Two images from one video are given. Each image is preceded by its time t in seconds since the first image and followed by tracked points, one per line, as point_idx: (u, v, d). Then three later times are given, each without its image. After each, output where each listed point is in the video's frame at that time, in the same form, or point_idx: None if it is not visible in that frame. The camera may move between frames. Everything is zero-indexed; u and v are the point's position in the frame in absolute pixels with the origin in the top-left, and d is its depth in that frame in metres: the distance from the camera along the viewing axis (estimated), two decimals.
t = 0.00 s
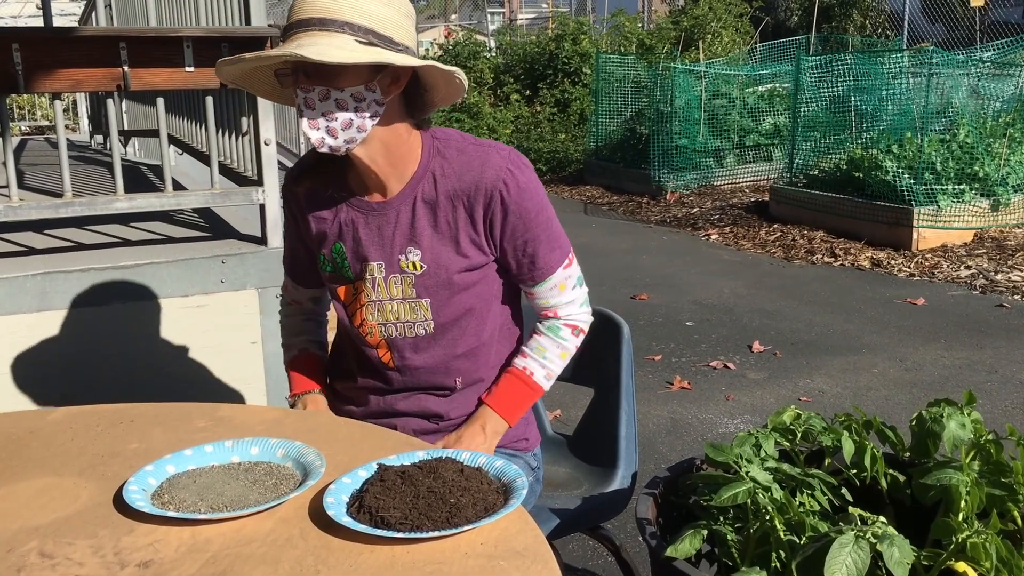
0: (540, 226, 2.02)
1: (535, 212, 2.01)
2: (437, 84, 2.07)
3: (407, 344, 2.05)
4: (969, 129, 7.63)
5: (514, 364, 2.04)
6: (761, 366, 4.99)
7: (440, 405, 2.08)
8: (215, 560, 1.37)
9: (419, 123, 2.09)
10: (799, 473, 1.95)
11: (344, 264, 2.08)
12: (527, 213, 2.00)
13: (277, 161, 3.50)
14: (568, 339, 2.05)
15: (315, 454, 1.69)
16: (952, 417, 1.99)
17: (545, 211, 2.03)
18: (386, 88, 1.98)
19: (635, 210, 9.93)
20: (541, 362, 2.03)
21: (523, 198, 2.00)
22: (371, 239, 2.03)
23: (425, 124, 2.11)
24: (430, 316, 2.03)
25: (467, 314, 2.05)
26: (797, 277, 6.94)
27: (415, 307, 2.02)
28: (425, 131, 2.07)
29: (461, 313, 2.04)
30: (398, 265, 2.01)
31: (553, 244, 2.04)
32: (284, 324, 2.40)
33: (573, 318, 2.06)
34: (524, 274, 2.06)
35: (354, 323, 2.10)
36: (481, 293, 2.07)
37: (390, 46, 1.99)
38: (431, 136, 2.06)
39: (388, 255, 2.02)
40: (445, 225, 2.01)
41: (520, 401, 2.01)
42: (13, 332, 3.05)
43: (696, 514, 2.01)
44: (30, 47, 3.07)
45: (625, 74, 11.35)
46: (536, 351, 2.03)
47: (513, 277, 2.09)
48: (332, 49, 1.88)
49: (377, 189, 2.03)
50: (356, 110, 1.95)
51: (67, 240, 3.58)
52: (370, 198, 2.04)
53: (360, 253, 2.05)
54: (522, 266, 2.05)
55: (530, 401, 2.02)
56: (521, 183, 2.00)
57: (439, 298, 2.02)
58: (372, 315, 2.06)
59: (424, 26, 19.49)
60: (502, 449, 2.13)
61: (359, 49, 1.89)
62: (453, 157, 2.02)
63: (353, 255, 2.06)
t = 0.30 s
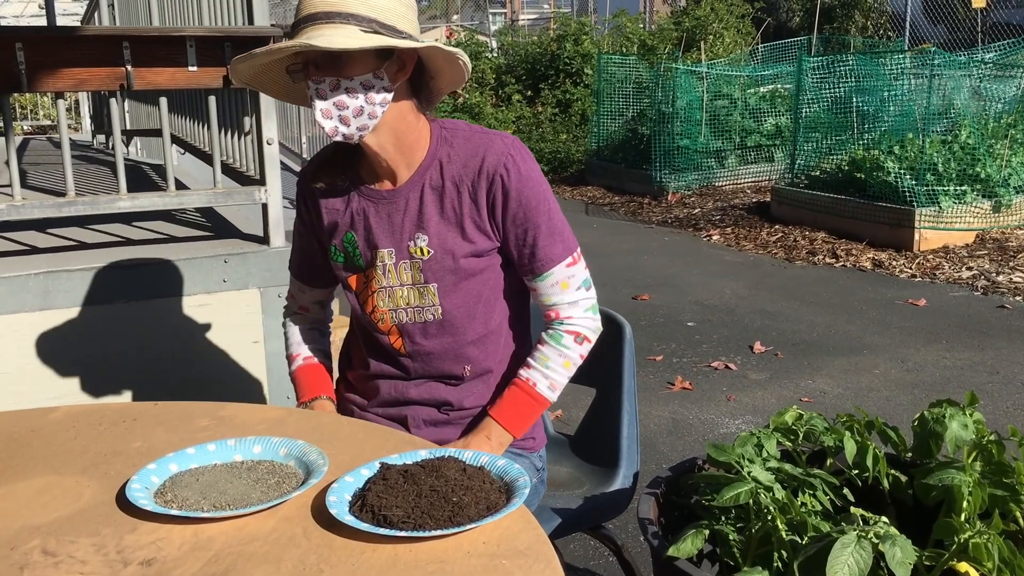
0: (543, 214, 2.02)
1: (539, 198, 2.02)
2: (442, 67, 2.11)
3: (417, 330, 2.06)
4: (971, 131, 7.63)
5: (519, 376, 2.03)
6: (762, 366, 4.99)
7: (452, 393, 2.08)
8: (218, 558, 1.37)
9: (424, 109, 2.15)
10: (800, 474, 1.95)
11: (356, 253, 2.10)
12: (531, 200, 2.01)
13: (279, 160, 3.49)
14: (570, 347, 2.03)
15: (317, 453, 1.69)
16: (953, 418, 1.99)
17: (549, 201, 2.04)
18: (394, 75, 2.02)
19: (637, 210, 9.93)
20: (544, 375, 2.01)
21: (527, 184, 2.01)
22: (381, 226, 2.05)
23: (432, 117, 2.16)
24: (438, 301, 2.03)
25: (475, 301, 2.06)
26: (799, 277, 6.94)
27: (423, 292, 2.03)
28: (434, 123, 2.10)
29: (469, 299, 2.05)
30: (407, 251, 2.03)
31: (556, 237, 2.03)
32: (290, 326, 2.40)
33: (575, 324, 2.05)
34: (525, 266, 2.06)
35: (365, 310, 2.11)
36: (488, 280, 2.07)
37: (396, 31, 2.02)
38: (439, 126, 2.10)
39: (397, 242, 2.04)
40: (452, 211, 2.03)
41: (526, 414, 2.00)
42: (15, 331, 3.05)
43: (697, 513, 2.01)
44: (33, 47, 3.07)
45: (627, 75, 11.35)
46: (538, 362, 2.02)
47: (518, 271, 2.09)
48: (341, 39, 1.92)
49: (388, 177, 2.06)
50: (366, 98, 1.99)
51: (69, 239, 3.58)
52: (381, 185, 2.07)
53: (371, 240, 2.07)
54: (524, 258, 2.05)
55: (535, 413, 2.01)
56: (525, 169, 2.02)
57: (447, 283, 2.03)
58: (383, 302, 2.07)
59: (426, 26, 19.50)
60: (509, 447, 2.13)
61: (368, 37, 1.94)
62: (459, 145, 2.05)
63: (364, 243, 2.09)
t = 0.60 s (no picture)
0: (548, 210, 2.03)
1: (545, 194, 2.03)
2: (450, 68, 2.23)
3: (427, 325, 2.06)
4: (973, 134, 7.60)
5: (519, 372, 2.03)
6: (764, 369, 4.98)
7: (461, 387, 2.08)
8: (218, 561, 1.37)
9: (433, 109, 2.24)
10: (802, 476, 1.94)
11: (366, 252, 2.11)
12: (536, 195, 2.02)
13: (281, 162, 3.49)
14: (569, 342, 2.03)
15: (319, 454, 1.69)
16: (955, 420, 1.98)
17: (554, 197, 2.05)
18: (417, 71, 2.12)
19: (639, 212, 9.93)
20: (543, 369, 2.01)
21: (533, 180, 2.02)
22: (390, 223, 2.06)
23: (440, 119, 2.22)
24: (447, 296, 2.03)
25: (484, 296, 2.06)
26: (800, 280, 6.93)
27: (432, 287, 2.03)
28: (441, 123, 2.13)
29: (478, 293, 2.05)
30: (416, 247, 2.03)
31: (559, 232, 2.04)
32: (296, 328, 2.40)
33: (574, 320, 2.06)
34: (529, 261, 2.06)
35: (376, 308, 2.11)
36: (497, 276, 2.08)
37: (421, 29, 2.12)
38: (447, 125, 2.12)
39: (406, 238, 2.04)
40: (460, 207, 2.03)
41: (526, 409, 1.99)
42: (18, 332, 3.05)
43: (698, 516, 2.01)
44: (35, 48, 3.07)
45: (628, 77, 11.35)
46: (538, 357, 2.02)
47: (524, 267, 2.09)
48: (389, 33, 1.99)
49: (398, 174, 2.08)
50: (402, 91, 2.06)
51: (71, 240, 3.59)
52: (390, 182, 2.09)
53: (380, 237, 2.08)
54: (530, 253, 2.05)
55: (537, 409, 2.00)
56: (532, 164, 2.03)
57: (456, 278, 2.03)
58: (393, 299, 2.07)
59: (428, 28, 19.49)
60: (514, 447, 2.13)
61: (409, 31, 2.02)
62: (467, 143, 2.07)
63: (374, 241, 2.09)
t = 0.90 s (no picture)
0: (546, 210, 2.03)
1: (543, 195, 2.04)
2: (445, 72, 2.27)
3: (428, 328, 2.06)
4: (975, 137, 7.58)
5: (519, 375, 2.03)
6: (766, 372, 4.98)
7: (462, 389, 2.08)
8: (222, 562, 1.37)
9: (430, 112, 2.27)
10: (805, 479, 1.94)
11: (367, 255, 2.11)
12: (534, 196, 2.03)
13: (284, 165, 3.50)
14: (568, 345, 2.03)
15: (322, 456, 1.70)
16: (958, 424, 1.98)
17: (552, 198, 2.06)
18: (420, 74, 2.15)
19: (641, 216, 9.94)
20: (543, 369, 2.02)
21: (530, 180, 2.03)
22: (390, 225, 2.06)
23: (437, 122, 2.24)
24: (447, 298, 2.03)
25: (484, 297, 2.06)
26: (802, 283, 6.94)
27: (433, 289, 2.04)
28: (440, 125, 2.14)
29: (478, 294, 2.05)
30: (416, 249, 2.04)
31: (557, 232, 2.05)
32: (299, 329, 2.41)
33: (573, 321, 2.06)
34: (527, 262, 2.06)
35: (377, 312, 2.12)
36: (497, 278, 2.08)
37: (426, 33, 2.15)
38: (445, 128, 2.13)
39: (406, 241, 2.05)
40: (459, 208, 2.04)
41: (527, 411, 1.99)
42: (21, 334, 3.05)
43: (701, 519, 2.01)
44: (39, 51, 3.08)
45: (630, 80, 11.36)
46: (537, 360, 2.03)
47: (524, 268, 2.09)
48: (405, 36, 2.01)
49: (398, 176, 2.09)
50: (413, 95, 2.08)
51: (74, 242, 3.59)
52: (390, 186, 2.10)
53: (380, 240, 2.08)
54: (528, 253, 2.05)
55: (537, 411, 2.00)
56: (529, 165, 2.04)
57: (456, 280, 2.03)
58: (394, 301, 2.07)
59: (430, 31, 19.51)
60: (517, 450, 2.13)
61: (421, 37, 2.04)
62: (464, 144, 2.08)
63: (374, 244, 2.09)
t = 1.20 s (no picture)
0: (539, 212, 2.03)
1: (536, 197, 2.03)
2: (435, 75, 2.27)
3: (423, 333, 2.05)
4: (976, 141, 7.60)
5: (517, 378, 2.03)
6: (766, 375, 4.98)
7: (458, 393, 2.08)
8: (221, 565, 1.37)
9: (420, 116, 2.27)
10: (805, 483, 1.93)
11: (360, 261, 2.10)
12: (527, 198, 2.02)
13: (284, 166, 3.50)
14: (566, 346, 2.03)
15: (321, 459, 1.69)
16: (959, 428, 1.98)
17: (545, 199, 2.06)
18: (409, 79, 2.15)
19: (641, 218, 9.94)
20: (540, 373, 2.01)
21: (523, 183, 2.03)
22: (382, 232, 2.06)
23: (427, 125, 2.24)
24: (442, 303, 2.03)
25: (478, 302, 2.06)
26: (803, 286, 6.93)
27: (427, 295, 2.03)
28: (430, 128, 2.13)
29: (472, 299, 2.05)
30: (409, 255, 2.03)
31: (551, 233, 2.04)
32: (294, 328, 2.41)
33: (570, 323, 2.06)
34: (522, 265, 2.06)
35: (371, 318, 2.11)
36: (490, 282, 2.08)
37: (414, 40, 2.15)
38: (435, 131, 2.13)
39: (399, 247, 2.04)
40: (452, 213, 2.03)
41: (526, 414, 1.99)
42: (21, 336, 3.05)
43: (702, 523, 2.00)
44: (40, 53, 3.08)
45: (631, 83, 11.37)
46: (536, 362, 2.02)
47: (517, 271, 2.09)
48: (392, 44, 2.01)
49: (389, 183, 2.09)
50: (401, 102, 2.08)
51: (74, 244, 3.59)
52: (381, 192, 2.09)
53: (373, 246, 2.07)
54: (522, 257, 2.05)
55: (535, 414, 2.00)
56: (521, 168, 2.03)
57: (451, 285, 2.03)
58: (388, 308, 2.07)
59: (431, 33, 19.53)
60: (516, 453, 2.13)
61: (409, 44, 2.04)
62: (455, 148, 2.07)
63: (367, 250, 2.08)
